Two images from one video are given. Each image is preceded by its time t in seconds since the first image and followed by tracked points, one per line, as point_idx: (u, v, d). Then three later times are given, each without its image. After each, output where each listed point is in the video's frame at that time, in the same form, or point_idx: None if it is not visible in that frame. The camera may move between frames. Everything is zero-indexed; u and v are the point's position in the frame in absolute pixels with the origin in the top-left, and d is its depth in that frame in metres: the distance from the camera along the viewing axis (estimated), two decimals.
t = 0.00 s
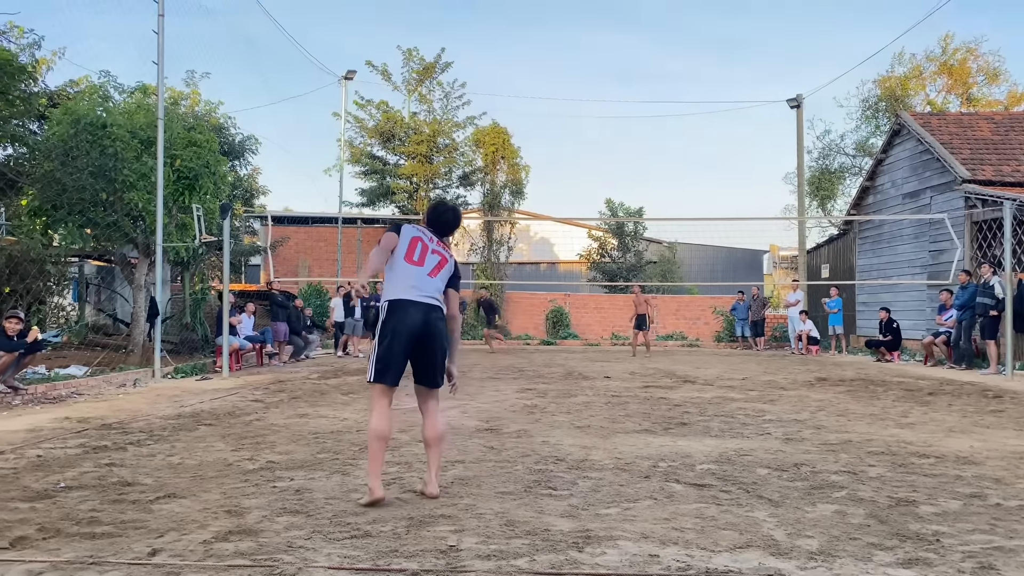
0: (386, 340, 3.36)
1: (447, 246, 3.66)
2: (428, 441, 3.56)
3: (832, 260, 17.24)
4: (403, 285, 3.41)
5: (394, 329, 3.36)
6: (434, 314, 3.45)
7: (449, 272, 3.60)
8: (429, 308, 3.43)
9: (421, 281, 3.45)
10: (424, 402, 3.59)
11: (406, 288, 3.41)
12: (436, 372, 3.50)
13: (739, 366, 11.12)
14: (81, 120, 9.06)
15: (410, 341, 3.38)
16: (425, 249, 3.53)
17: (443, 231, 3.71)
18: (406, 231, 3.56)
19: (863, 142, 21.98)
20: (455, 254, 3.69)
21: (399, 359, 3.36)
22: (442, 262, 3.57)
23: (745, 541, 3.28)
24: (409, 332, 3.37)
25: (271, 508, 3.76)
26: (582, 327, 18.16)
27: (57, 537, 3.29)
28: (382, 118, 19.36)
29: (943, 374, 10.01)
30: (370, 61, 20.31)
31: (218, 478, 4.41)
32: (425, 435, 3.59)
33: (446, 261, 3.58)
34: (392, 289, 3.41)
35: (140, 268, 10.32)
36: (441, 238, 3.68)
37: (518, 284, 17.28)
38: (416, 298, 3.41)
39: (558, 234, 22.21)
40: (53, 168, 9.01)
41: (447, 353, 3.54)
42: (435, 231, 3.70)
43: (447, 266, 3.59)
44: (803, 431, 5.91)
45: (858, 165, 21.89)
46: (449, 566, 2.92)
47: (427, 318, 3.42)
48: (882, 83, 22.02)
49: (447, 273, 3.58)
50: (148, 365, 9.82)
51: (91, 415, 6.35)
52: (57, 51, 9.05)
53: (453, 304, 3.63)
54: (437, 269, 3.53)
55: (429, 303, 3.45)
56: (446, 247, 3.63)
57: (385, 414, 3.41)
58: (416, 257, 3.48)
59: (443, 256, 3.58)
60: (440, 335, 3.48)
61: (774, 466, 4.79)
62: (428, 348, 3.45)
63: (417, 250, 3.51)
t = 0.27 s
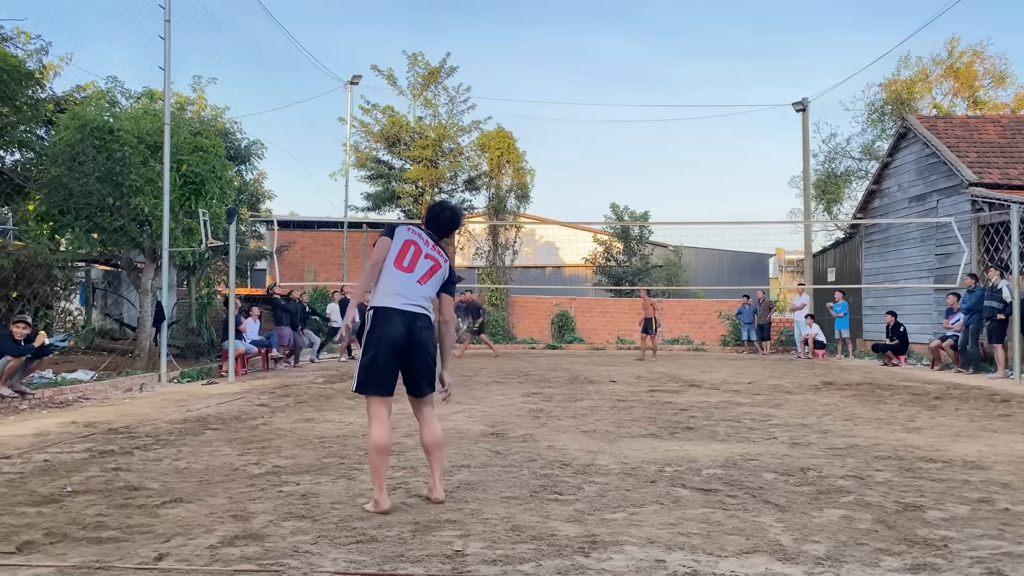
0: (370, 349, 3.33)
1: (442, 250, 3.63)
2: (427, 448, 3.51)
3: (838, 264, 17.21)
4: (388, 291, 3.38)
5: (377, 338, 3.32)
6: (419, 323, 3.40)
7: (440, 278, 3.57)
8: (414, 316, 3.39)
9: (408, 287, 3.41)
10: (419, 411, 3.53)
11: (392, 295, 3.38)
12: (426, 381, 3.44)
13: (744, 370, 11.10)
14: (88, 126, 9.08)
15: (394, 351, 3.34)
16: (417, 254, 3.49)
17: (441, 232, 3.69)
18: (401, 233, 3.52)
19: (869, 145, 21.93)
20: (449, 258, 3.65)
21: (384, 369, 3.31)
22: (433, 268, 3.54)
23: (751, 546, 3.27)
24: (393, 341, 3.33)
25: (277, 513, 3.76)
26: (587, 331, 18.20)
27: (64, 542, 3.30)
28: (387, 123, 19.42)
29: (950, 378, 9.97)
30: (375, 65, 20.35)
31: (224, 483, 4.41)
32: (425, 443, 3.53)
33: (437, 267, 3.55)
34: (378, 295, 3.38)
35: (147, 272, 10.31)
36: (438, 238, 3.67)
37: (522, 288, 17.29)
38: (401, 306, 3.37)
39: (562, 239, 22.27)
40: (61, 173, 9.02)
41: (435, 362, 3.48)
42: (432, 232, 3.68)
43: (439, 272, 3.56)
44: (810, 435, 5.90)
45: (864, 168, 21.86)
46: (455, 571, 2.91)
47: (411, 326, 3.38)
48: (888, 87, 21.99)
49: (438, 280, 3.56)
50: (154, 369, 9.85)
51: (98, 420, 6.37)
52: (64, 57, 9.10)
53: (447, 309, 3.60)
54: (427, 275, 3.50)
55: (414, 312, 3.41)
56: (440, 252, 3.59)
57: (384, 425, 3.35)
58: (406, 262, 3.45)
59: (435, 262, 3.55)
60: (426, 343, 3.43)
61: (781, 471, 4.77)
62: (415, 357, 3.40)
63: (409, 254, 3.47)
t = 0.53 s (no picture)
0: (362, 359, 3.26)
1: (433, 253, 3.56)
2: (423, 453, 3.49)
3: (843, 267, 17.19)
4: (379, 300, 3.30)
5: (368, 348, 3.24)
6: (410, 331, 3.33)
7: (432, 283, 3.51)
8: (405, 325, 3.32)
9: (400, 295, 3.34)
10: (413, 418, 3.47)
11: (383, 304, 3.30)
12: (419, 388, 3.38)
13: (749, 373, 11.08)
14: (93, 130, 9.10)
15: (387, 360, 3.27)
16: (408, 260, 3.42)
17: (430, 233, 3.62)
18: (392, 237, 3.43)
19: (873, 147, 21.90)
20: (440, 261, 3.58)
21: (377, 379, 3.25)
22: (425, 273, 3.47)
23: (757, 550, 3.26)
24: (385, 351, 3.25)
25: (282, 517, 3.76)
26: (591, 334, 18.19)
27: (69, 545, 3.30)
28: (391, 126, 19.43)
29: (956, 381, 9.93)
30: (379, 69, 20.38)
31: (228, 487, 4.41)
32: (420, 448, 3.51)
33: (429, 272, 3.48)
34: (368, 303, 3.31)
35: (151, 276, 10.36)
36: (428, 239, 3.59)
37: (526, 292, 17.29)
38: (392, 314, 3.29)
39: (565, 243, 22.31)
40: (64, 178, 8.94)
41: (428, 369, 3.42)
42: (422, 232, 3.60)
43: (430, 276, 3.50)
44: (815, 438, 5.88)
45: (868, 171, 21.82)
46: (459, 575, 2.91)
47: (403, 335, 3.31)
48: (892, 89, 21.97)
49: (428, 285, 3.48)
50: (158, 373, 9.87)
51: (103, 424, 6.38)
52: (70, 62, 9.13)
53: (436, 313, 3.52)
54: (418, 281, 3.43)
55: (406, 320, 3.34)
56: (431, 256, 3.52)
57: (382, 434, 3.31)
58: (398, 269, 3.37)
59: (427, 266, 3.48)
60: (418, 352, 3.36)
61: (785, 474, 4.76)
62: (407, 366, 3.34)
63: (400, 260, 3.40)
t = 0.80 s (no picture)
0: (358, 363, 3.23)
1: (424, 248, 3.51)
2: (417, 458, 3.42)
3: (845, 268, 17.17)
4: (375, 304, 3.27)
5: (364, 352, 3.21)
6: (406, 333, 3.30)
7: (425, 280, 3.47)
8: (402, 328, 3.28)
9: (395, 297, 3.31)
10: (407, 419, 3.44)
11: (378, 308, 3.27)
12: (416, 390, 3.36)
13: (752, 374, 11.07)
14: (95, 133, 9.13)
15: (383, 364, 3.24)
16: (401, 260, 3.37)
17: (417, 225, 3.56)
18: (382, 237, 3.37)
19: (875, 148, 21.88)
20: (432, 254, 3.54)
21: (373, 383, 3.22)
22: (418, 270, 3.44)
23: (760, 551, 3.25)
24: (381, 355, 3.22)
25: (284, 518, 3.76)
26: (593, 335, 18.19)
27: (72, 548, 3.30)
28: (393, 128, 19.46)
29: (958, 382, 9.92)
30: (381, 71, 20.40)
31: (230, 489, 4.41)
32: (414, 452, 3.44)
33: (422, 269, 3.44)
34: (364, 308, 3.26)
35: (154, 278, 10.39)
36: (415, 232, 3.55)
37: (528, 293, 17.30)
38: (387, 318, 3.26)
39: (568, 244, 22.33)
40: (67, 180, 9.04)
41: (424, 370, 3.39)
42: (409, 226, 3.55)
43: (424, 272, 3.47)
44: (817, 439, 5.87)
45: (871, 172, 21.81)
46: None
47: (399, 338, 3.28)
48: (894, 90, 21.96)
49: (423, 283, 3.45)
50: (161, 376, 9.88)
51: (105, 426, 6.38)
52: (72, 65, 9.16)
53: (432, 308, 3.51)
54: (413, 280, 3.40)
55: (402, 324, 3.30)
56: (423, 252, 3.48)
57: (381, 437, 3.28)
58: (391, 271, 3.33)
59: (419, 263, 3.45)
60: (414, 354, 3.33)
61: (788, 475, 4.75)
62: (403, 368, 3.31)
63: (392, 261, 3.35)
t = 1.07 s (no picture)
0: (355, 365, 3.21)
1: (420, 241, 3.44)
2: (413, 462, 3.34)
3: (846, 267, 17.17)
4: (372, 308, 3.23)
5: (361, 355, 3.19)
6: (404, 334, 3.26)
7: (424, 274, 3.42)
8: (400, 329, 3.24)
9: (394, 298, 3.27)
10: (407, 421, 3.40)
11: (376, 311, 3.23)
12: (415, 391, 3.31)
13: (753, 373, 11.07)
14: (96, 134, 9.11)
15: (380, 366, 3.21)
16: (396, 259, 3.31)
17: (409, 215, 3.47)
18: (374, 238, 3.30)
19: (876, 147, 21.87)
20: (429, 245, 3.47)
21: (370, 386, 3.19)
22: (416, 265, 3.39)
23: (761, 550, 3.25)
24: (378, 357, 3.19)
25: (286, 519, 3.76)
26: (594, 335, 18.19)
27: (74, 548, 3.31)
28: (394, 129, 19.47)
29: (960, 381, 9.91)
30: (381, 71, 20.41)
31: (232, 489, 4.42)
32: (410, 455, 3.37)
33: (420, 264, 3.39)
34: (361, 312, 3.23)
35: (155, 279, 10.42)
36: (409, 224, 3.46)
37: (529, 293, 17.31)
38: (385, 320, 3.22)
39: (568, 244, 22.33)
40: (68, 182, 9.00)
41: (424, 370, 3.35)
42: (402, 218, 3.46)
43: (422, 267, 3.42)
44: (819, 438, 5.87)
45: (872, 171, 21.80)
46: None
47: (396, 339, 3.24)
48: (895, 89, 21.95)
49: (422, 278, 3.41)
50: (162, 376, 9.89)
51: (107, 427, 6.39)
52: (73, 65, 9.17)
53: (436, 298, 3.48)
54: (411, 277, 3.35)
55: (399, 325, 3.25)
56: (419, 246, 3.41)
57: (379, 437, 3.26)
58: (387, 272, 3.28)
59: (416, 259, 3.39)
60: (413, 355, 3.29)
61: (790, 474, 4.75)
62: (402, 369, 3.27)
63: (387, 262, 3.29)
